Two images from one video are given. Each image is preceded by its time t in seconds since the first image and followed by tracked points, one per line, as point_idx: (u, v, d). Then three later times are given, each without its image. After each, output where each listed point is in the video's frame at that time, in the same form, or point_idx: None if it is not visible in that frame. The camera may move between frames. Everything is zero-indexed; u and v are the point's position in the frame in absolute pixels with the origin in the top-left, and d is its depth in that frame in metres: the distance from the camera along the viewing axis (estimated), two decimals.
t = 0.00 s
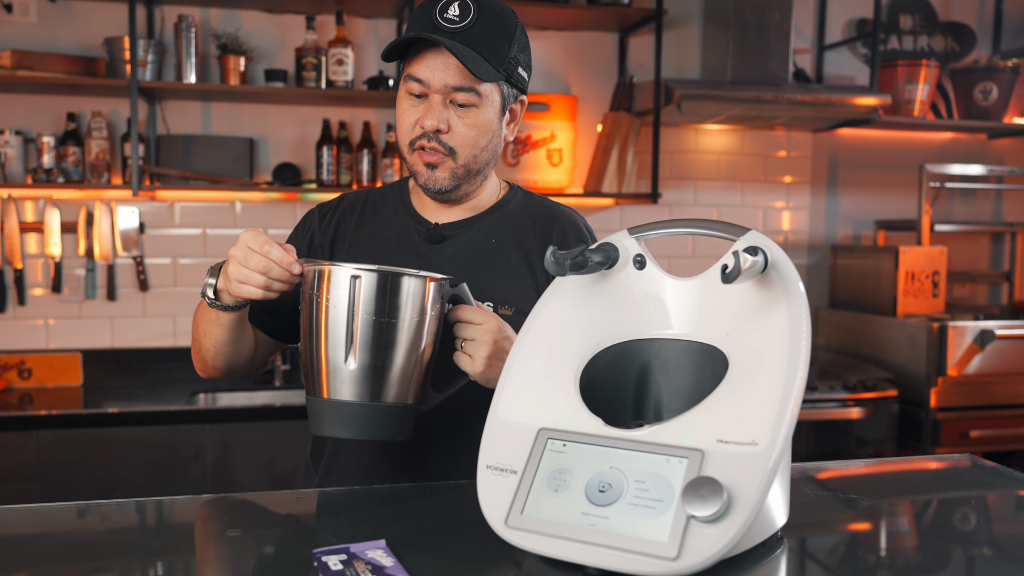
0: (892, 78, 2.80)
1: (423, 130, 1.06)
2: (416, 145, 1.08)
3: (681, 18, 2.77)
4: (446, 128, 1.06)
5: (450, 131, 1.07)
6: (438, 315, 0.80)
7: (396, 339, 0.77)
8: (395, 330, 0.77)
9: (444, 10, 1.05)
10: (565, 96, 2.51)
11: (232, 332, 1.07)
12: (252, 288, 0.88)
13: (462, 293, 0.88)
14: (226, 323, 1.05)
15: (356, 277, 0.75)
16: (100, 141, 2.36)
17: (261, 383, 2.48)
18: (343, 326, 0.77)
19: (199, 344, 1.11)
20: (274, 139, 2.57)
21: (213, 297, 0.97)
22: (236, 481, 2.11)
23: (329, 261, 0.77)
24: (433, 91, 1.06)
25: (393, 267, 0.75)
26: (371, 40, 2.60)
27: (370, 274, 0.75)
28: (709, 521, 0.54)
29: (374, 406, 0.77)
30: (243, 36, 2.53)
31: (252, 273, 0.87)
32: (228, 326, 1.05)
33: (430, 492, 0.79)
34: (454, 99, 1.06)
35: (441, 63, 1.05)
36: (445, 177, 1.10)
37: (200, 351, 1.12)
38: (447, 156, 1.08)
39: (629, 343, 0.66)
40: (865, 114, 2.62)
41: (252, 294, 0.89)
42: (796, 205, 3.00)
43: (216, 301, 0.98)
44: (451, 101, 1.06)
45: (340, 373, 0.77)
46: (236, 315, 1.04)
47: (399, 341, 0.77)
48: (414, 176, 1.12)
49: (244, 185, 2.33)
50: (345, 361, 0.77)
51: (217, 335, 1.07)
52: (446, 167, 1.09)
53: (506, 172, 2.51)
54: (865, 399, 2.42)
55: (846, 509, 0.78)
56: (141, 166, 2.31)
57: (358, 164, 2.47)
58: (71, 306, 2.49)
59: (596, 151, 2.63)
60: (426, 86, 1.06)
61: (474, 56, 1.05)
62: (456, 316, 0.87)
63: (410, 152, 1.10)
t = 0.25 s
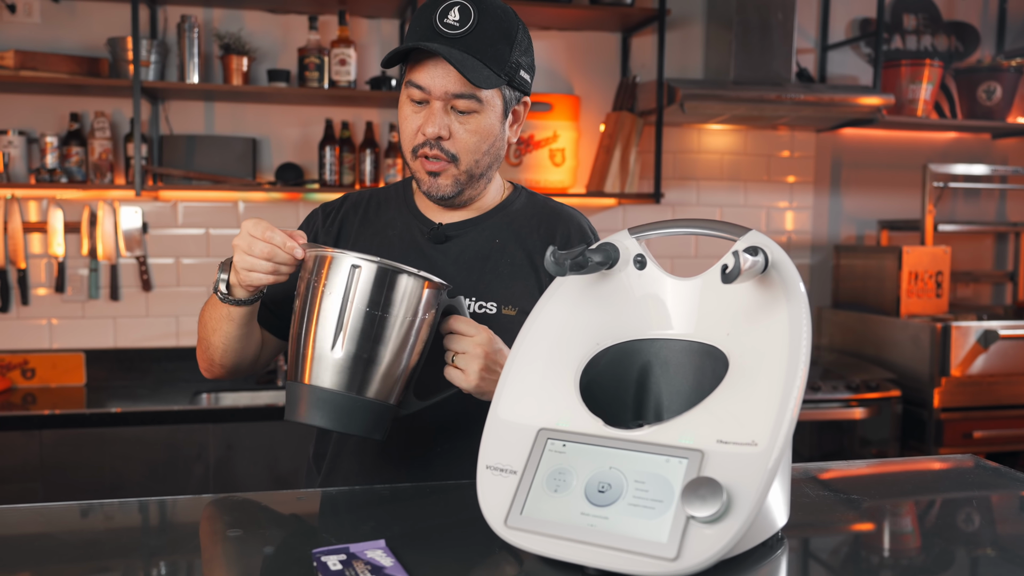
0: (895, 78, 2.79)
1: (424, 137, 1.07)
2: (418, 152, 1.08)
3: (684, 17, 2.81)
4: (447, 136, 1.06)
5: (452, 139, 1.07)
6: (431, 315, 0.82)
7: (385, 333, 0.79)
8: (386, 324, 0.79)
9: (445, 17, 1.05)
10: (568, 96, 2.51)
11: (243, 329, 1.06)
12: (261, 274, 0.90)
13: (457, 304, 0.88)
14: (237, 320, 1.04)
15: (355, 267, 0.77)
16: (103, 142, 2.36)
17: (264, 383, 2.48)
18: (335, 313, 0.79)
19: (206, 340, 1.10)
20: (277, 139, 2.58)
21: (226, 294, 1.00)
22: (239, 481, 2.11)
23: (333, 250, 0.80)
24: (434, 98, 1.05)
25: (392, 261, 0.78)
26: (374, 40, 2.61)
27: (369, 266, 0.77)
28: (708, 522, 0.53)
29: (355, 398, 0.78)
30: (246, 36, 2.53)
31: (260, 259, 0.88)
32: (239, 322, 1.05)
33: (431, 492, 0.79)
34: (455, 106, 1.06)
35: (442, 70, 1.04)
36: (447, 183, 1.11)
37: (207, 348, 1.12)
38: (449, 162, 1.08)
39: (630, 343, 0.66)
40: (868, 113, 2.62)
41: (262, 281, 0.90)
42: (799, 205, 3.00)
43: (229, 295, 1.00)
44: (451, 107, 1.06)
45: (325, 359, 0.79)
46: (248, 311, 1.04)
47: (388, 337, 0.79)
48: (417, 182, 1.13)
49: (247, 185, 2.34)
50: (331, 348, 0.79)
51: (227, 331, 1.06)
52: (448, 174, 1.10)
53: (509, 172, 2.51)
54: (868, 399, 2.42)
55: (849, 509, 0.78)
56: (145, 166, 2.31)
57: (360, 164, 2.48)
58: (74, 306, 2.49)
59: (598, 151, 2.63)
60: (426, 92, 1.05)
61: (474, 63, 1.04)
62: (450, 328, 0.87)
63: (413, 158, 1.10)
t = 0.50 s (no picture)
0: (899, 78, 2.79)
1: (424, 147, 1.07)
2: (419, 160, 1.09)
3: (687, 17, 2.79)
4: (447, 145, 1.06)
5: (452, 148, 1.07)
6: (425, 344, 0.80)
7: (372, 360, 0.78)
8: (374, 353, 0.78)
9: (443, 27, 1.05)
10: (570, 96, 2.51)
11: (245, 322, 1.06)
12: (263, 271, 0.92)
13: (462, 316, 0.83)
14: (240, 310, 1.04)
15: (342, 293, 0.75)
16: (106, 142, 2.37)
17: (266, 383, 2.48)
18: (320, 332, 0.78)
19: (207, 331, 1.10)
20: (280, 139, 2.58)
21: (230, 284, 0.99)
22: (241, 480, 2.11)
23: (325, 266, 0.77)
24: (433, 108, 1.05)
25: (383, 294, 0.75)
26: (377, 40, 2.61)
27: (355, 294, 0.75)
28: (707, 522, 0.53)
29: (341, 412, 0.80)
30: (248, 36, 2.53)
31: (264, 255, 0.90)
32: (242, 313, 1.05)
33: (431, 492, 0.79)
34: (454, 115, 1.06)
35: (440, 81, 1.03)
36: (449, 190, 1.11)
37: (207, 339, 1.11)
38: (450, 170, 1.09)
39: (630, 343, 0.66)
40: (871, 113, 2.61)
41: (264, 277, 0.92)
42: (802, 205, 3.00)
43: (233, 287, 1.00)
44: (451, 116, 1.06)
45: (312, 374, 0.80)
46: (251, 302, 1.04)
47: (372, 360, 0.78)
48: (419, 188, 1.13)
49: (249, 185, 2.34)
50: (315, 363, 0.80)
51: (229, 323, 1.06)
52: (449, 181, 1.10)
53: (512, 172, 2.51)
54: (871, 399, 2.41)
55: (852, 509, 0.78)
56: (148, 166, 2.32)
57: (363, 164, 2.48)
58: (77, 306, 2.50)
59: (601, 151, 2.63)
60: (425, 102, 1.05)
61: (472, 74, 1.04)
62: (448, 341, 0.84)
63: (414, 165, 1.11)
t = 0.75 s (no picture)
0: (902, 77, 2.78)
1: (429, 153, 1.07)
2: (423, 166, 1.09)
3: (689, 17, 2.79)
4: (452, 152, 1.07)
5: (457, 155, 1.07)
6: (409, 367, 0.80)
7: (352, 377, 0.78)
8: (356, 372, 0.78)
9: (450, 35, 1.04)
10: (573, 96, 2.51)
11: (249, 321, 1.06)
12: (265, 271, 0.92)
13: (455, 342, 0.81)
14: (245, 309, 1.05)
15: (327, 310, 0.75)
16: (109, 142, 2.37)
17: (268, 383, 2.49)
18: (305, 339, 0.79)
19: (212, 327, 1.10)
20: (282, 139, 2.58)
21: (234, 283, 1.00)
22: (243, 480, 2.12)
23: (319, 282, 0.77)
24: (439, 116, 1.05)
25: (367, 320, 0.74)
26: (379, 40, 2.61)
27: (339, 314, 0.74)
28: (707, 523, 0.53)
29: (319, 417, 0.82)
30: (251, 37, 2.53)
31: (267, 254, 0.90)
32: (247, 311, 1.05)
33: (431, 492, 0.79)
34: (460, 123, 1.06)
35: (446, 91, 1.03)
36: (452, 197, 1.12)
37: (212, 336, 1.12)
38: (454, 177, 1.09)
39: (630, 343, 0.66)
40: (875, 113, 2.61)
41: (265, 277, 0.93)
42: (806, 205, 2.99)
43: (237, 286, 1.00)
44: (456, 124, 1.06)
45: (295, 380, 0.81)
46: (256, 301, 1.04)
47: (353, 376, 0.78)
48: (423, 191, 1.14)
49: (252, 185, 2.34)
50: (297, 367, 0.81)
51: (233, 322, 1.06)
52: (453, 187, 1.11)
53: (514, 172, 2.51)
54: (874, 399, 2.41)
55: (854, 509, 0.78)
56: (150, 166, 2.32)
57: (365, 164, 2.48)
58: (80, 306, 2.50)
59: (603, 151, 2.62)
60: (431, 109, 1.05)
61: (479, 84, 1.04)
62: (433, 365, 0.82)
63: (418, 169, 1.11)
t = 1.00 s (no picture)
0: (906, 77, 2.77)
1: (431, 151, 1.07)
2: (425, 164, 1.09)
3: (692, 17, 2.79)
4: (454, 151, 1.06)
5: (458, 154, 1.07)
6: (404, 332, 0.80)
7: (354, 348, 0.78)
8: (356, 341, 0.77)
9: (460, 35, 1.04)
10: (576, 96, 2.51)
11: (246, 328, 1.07)
12: (247, 270, 0.93)
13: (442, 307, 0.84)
14: (239, 317, 1.05)
15: (317, 281, 0.75)
16: (112, 142, 2.37)
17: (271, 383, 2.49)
18: (298, 321, 0.78)
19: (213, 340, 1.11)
20: (285, 139, 2.58)
21: (224, 295, 1.02)
22: (246, 480, 2.12)
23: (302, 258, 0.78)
24: (443, 114, 1.05)
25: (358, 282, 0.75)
26: (382, 40, 2.61)
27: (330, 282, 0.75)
28: (706, 524, 0.53)
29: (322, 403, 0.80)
30: (254, 37, 2.54)
31: (246, 253, 0.91)
32: (242, 320, 1.06)
33: (431, 491, 0.79)
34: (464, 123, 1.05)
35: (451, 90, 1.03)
36: (452, 196, 1.11)
37: (216, 349, 1.12)
38: (455, 177, 1.09)
39: (630, 344, 0.66)
40: (878, 113, 2.60)
41: (247, 276, 0.93)
42: (809, 205, 2.99)
43: (228, 296, 1.02)
44: (460, 124, 1.06)
45: (293, 364, 0.79)
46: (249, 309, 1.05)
47: (352, 348, 0.78)
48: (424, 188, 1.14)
49: (254, 185, 2.34)
50: (294, 354, 0.79)
51: (231, 330, 1.07)
52: (453, 187, 1.10)
53: (517, 172, 2.51)
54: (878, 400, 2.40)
55: (858, 510, 0.78)
56: (153, 166, 2.32)
57: (368, 164, 2.48)
58: (83, 306, 2.51)
59: (606, 151, 2.62)
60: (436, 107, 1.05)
61: (484, 85, 1.03)
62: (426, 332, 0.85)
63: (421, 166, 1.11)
